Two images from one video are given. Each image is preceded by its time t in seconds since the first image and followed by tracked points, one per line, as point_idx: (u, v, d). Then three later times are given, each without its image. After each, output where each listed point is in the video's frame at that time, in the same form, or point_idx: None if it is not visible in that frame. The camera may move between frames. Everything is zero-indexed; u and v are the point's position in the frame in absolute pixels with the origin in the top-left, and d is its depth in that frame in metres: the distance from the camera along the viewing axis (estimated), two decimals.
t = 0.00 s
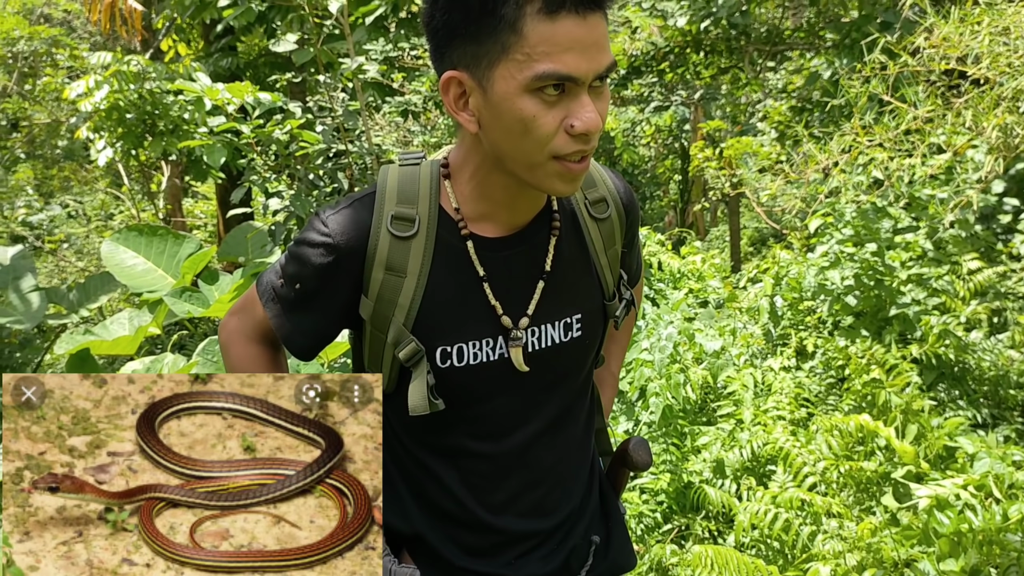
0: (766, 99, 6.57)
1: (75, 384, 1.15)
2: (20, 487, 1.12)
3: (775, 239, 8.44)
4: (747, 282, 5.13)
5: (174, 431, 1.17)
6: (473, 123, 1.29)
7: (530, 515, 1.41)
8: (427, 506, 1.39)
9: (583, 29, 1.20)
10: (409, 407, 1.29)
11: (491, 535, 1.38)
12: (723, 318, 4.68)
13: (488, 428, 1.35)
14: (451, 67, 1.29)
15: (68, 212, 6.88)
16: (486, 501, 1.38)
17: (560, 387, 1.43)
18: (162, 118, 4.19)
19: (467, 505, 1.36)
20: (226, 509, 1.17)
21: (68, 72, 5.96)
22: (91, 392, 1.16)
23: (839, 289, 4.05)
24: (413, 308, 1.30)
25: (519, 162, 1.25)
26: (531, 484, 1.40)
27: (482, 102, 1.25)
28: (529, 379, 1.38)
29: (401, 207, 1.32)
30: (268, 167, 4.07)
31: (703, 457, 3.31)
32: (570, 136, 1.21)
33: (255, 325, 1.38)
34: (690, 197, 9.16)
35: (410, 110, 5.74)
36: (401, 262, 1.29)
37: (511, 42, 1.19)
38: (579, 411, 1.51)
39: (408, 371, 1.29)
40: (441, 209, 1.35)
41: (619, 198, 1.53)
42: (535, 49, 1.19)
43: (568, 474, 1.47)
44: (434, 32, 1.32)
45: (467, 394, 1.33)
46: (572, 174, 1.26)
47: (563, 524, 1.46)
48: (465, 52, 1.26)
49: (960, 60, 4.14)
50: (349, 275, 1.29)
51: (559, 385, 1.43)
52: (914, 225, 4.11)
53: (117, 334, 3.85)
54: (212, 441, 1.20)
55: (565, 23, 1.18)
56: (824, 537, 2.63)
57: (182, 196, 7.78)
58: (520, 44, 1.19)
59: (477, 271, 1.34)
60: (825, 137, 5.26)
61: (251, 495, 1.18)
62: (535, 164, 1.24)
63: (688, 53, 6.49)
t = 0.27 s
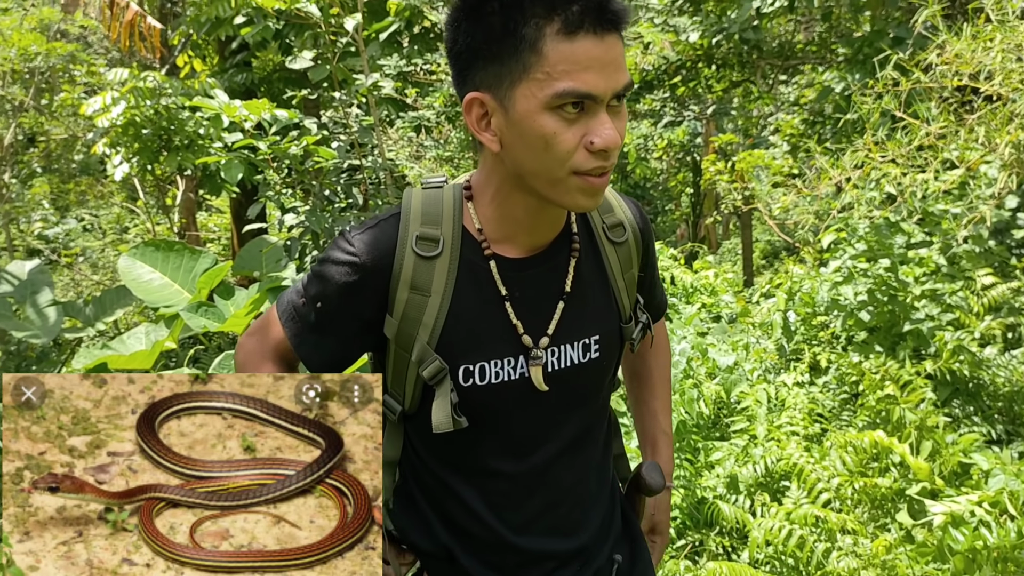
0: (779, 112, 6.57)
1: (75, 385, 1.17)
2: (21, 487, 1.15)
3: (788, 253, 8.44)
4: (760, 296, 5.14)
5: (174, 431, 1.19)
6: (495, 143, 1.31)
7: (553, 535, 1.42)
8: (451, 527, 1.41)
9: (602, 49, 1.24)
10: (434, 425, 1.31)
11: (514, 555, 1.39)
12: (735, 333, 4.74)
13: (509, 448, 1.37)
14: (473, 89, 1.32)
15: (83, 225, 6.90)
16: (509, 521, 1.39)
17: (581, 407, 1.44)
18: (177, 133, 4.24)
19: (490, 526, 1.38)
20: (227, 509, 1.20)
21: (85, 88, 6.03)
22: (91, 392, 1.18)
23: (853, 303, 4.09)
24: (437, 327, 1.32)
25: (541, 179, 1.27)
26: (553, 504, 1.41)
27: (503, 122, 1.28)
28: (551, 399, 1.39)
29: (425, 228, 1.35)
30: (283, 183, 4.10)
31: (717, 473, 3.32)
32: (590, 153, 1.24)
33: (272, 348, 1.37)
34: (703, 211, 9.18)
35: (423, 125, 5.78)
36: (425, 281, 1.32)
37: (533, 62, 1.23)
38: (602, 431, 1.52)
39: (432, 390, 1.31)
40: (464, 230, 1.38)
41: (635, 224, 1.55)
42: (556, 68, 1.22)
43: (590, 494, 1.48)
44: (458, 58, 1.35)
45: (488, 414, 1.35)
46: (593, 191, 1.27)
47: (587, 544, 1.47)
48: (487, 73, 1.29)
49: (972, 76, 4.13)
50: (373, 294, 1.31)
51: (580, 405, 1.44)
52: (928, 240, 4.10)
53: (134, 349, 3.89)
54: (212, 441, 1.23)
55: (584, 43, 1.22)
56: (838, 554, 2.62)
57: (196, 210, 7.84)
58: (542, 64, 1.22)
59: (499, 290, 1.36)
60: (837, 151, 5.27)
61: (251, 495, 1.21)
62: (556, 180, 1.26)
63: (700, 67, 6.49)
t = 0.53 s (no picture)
0: (792, 121, 6.55)
1: (75, 385, 1.19)
2: (21, 486, 1.16)
3: (802, 262, 8.41)
4: (774, 306, 5.13)
5: (173, 431, 1.20)
6: (516, 158, 1.32)
7: (574, 547, 1.41)
8: (472, 540, 1.41)
9: (626, 70, 1.25)
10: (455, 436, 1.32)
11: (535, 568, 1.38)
12: (749, 341, 4.74)
13: (528, 459, 1.37)
14: (496, 103, 1.33)
15: (99, 234, 6.92)
16: (529, 533, 1.38)
17: (600, 419, 1.44)
18: (193, 143, 4.27)
19: (509, 537, 1.37)
20: (227, 509, 1.21)
21: (101, 98, 6.07)
22: (91, 392, 1.20)
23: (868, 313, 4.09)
24: (456, 339, 1.33)
25: (562, 196, 1.29)
26: (573, 516, 1.41)
27: (526, 137, 1.29)
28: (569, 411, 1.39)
29: (444, 241, 1.36)
30: (298, 192, 4.10)
31: (731, 483, 3.31)
32: (611, 171, 1.25)
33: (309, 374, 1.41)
34: (716, 220, 9.17)
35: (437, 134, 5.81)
36: (444, 294, 1.33)
37: (557, 81, 1.24)
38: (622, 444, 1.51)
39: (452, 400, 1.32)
40: (482, 242, 1.39)
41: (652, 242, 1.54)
42: (580, 87, 1.23)
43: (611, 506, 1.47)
44: (481, 72, 1.37)
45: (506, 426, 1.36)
46: (612, 207, 1.29)
47: (610, 557, 1.46)
48: (511, 89, 1.30)
49: (987, 86, 4.11)
50: (394, 308, 1.32)
51: (599, 418, 1.44)
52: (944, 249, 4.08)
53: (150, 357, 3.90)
54: (212, 441, 1.23)
55: (609, 63, 1.23)
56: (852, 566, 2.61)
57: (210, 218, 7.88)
58: (566, 83, 1.23)
59: (516, 301, 1.38)
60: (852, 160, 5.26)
61: (250, 495, 1.21)
62: (576, 196, 1.28)
63: (714, 76, 6.49)
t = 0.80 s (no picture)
0: (804, 123, 6.53)
1: (75, 385, 1.19)
2: (21, 486, 1.16)
3: (813, 265, 8.39)
4: (785, 309, 5.12)
5: (174, 431, 1.21)
6: (525, 154, 1.32)
7: (582, 546, 1.41)
8: (480, 540, 1.41)
9: (636, 66, 1.25)
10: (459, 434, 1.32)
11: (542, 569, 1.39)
12: (760, 344, 4.73)
13: (535, 460, 1.37)
14: (505, 99, 1.34)
15: (111, 235, 6.94)
16: (537, 533, 1.39)
17: (608, 419, 1.44)
18: (205, 144, 4.29)
19: (517, 538, 1.37)
20: (226, 509, 1.21)
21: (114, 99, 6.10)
22: (91, 392, 1.20)
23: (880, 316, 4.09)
24: (462, 337, 1.33)
25: (572, 193, 1.29)
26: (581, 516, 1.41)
27: (535, 133, 1.29)
28: (577, 412, 1.39)
29: (450, 242, 1.37)
30: (310, 194, 4.12)
31: (741, 486, 3.30)
32: (621, 167, 1.26)
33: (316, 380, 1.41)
34: (727, 222, 9.16)
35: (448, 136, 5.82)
36: (450, 292, 1.34)
37: (568, 77, 1.24)
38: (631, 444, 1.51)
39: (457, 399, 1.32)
40: (488, 242, 1.41)
41: (661, 246, 1.54)
42: (590, 84, 1.24)
43: (620, 506, 1.47)
44: (489, 68, 1.37)
45: (513, 427, 1.36)
46: (620, 202, 1.29)
47: (619, 556, 1.46)
48: (520, 85, 1.30)
49: (1001, 87, 4.09)
50: (401, 307, 1.33)
51: (607, 418, 1.44)
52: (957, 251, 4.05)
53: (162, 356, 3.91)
54: (212, 441, 1.24)
55: (619, 60, 1.23)
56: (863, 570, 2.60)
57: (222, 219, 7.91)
58: (576, 79, 1.24)
59: (521, 299, 1.38)
60: (864, 162, 5.24)
61: (250, 495, 1.22)
62: (585, 192, 1.28)
63: (725, 78, 6.47)
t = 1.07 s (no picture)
0: (815, 122, 6.51)
1: (75, 385, 1.20)
2: (21, 486, 1.18)
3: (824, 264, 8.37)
4: (795, 309, 5.11)
5: (174, 431, 1.21)
6: (527, 141, 1.32)
7: (588, 543, 1.41)
8: (486, 537, 1.41)
9: (638, 53, 1.25)
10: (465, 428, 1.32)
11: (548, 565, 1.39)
12: (769, 344, 4.73)
13: (541, 456, 1.37)
14: (510, 87, 1.35)
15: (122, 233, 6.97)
16: (542, 530, 1.39)
17: (614, 415, 1.44)
18: (216, 142, 4.30)
19: (523, 534, 1.38)
20: (226, 509, 1.22)
21: (125, 97, 6.13)
22: (91, 392, 1.21)
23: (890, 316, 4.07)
24: (467, 332, 1.34)
25: (570, 180, 1.29)
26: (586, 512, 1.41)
27: (537, 119, 1.30)
28: (583, 408, 1.39)
29: (456, 236, 1.37)
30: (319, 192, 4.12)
31: (749, 486, 3.29)
32: (620, 154, 1.25)
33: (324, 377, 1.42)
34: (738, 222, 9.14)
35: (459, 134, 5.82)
36: (455, 287, 1.34)
37: (568, 62, 1.25)
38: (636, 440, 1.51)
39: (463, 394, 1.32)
40: (494, 236, 1.41)
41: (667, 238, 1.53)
42: (590, 69, 1.24)
43: (625, 502, 1.47)
44: (497, 57, 1.38)
45: (518, 422, 1.36)
46: (621, 192, 1.28)
47: (624, 553, 1.46)
48: (524, 72, 1.31)
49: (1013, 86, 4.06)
50: (407, 300, 1.33)
51: (613, 414, 1.44)
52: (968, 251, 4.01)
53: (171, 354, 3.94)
54: (212, 441, 1.24)
55: (620, 46, 1.24)
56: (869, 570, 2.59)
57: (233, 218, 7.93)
58: (577, 64, 1.24)
59: (526, 294, 1.38)
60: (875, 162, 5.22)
61: (250, 495, 1.22)
62: (584, 180, 1.27)
63: (735, 78, 6.45)
